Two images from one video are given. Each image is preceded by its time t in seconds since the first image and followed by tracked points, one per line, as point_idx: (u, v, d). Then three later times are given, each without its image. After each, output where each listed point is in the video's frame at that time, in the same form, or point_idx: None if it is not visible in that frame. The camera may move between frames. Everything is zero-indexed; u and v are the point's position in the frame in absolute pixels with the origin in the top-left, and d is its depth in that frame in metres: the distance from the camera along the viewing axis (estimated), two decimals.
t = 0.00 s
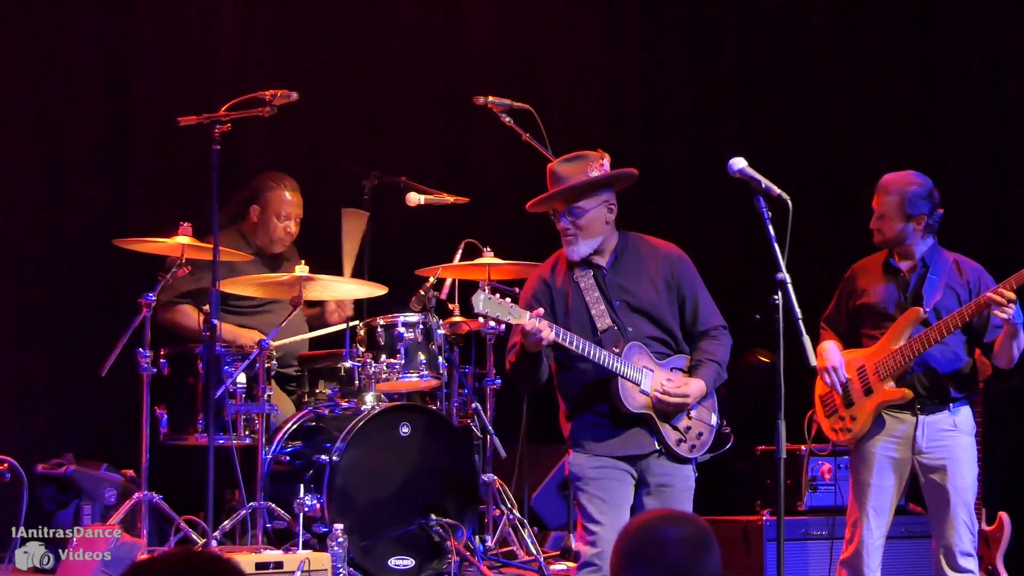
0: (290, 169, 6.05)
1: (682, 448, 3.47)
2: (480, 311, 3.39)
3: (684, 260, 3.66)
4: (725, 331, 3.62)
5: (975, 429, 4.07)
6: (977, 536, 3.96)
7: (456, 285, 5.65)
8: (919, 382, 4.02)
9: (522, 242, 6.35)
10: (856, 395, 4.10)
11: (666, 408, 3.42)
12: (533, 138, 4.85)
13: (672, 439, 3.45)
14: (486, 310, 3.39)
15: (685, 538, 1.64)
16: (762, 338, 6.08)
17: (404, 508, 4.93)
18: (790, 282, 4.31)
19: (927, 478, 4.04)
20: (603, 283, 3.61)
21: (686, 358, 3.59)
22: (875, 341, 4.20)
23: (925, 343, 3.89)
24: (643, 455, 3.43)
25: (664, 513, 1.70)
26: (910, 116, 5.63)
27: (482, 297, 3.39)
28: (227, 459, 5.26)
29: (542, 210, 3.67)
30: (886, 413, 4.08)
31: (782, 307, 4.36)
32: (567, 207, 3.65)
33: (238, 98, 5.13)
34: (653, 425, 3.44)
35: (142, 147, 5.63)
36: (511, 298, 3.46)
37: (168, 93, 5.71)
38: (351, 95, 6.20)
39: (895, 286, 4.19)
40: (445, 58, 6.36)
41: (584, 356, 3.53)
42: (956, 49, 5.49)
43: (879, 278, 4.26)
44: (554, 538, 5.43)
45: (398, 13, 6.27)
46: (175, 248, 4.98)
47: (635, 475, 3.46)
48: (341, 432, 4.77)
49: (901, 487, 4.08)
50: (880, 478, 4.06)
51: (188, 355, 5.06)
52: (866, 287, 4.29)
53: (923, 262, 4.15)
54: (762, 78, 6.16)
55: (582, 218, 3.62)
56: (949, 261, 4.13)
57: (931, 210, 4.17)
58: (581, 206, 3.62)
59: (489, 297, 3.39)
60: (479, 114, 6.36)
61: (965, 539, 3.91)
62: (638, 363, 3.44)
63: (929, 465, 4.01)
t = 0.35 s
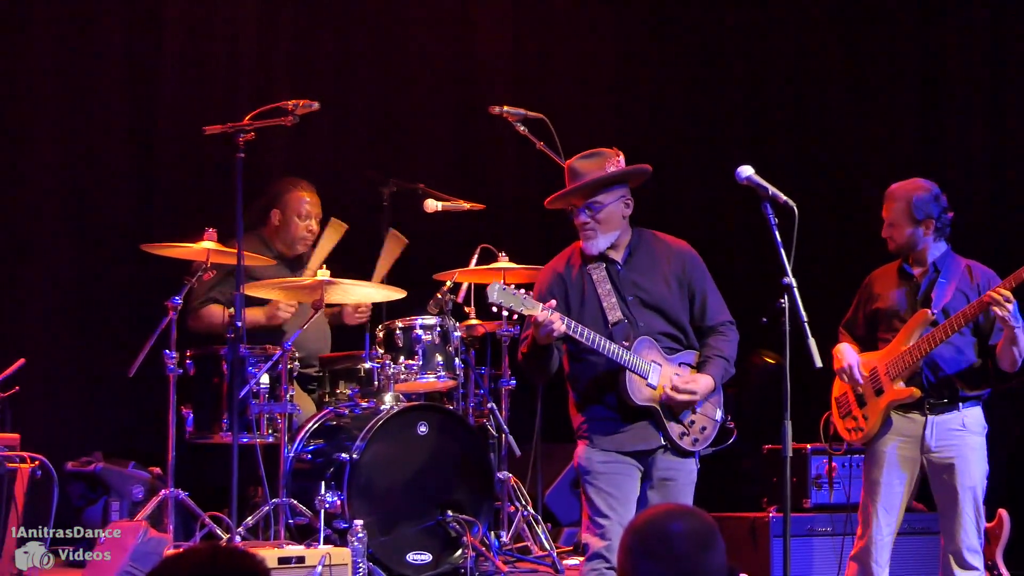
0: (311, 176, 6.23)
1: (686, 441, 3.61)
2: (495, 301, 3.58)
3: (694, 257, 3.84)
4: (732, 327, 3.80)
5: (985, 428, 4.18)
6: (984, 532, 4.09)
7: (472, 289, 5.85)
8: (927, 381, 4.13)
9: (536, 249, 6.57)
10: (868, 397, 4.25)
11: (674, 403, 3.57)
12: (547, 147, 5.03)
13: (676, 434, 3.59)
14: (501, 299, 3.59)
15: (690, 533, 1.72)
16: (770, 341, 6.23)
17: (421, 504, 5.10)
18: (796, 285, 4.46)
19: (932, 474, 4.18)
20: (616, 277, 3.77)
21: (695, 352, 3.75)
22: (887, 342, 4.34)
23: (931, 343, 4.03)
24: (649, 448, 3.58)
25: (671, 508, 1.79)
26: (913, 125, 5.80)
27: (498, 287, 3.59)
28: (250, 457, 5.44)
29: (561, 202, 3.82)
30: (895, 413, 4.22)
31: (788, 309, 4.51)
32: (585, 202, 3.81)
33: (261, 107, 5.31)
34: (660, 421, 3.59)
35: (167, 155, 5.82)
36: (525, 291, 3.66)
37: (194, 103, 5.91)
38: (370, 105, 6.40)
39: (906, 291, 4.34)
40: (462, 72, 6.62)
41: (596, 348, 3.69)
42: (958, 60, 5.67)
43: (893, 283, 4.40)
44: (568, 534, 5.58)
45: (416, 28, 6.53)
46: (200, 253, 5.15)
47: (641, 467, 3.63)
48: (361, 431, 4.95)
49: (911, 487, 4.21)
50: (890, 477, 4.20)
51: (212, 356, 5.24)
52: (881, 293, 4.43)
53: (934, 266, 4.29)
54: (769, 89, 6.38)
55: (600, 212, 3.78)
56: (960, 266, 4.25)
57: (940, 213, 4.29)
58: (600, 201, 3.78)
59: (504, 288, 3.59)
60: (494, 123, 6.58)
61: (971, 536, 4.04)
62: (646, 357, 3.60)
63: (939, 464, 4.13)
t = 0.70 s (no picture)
0: (326, 180, 6.40)
1: (690, 445, 3.76)
2: (503, 313, 3.69)
3: (698, 267, 3.98)
4: (735, 335, 3.94)
5: (981, 427, 4.28)
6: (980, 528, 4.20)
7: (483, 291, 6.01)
8: (919, 379, 4.25)
9: (545, 251, 6.74)
10: (866, 395, 4.40)
11: (679, 410, 3.72)
12: (556, 153, 5.18)
13: (681, 438, 3.75)
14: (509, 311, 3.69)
15: (695, 530, 1.87)
16: (773, 341, 6.38)
17: (433, 501, 5.25)
18: (797, 287, 4.59)
19: (930, 471, 4.27)
20: (622, 287, 3.93)
21: (698, 360, 3.91)
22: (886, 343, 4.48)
23: (923, 342, 4.12)
24: (654, 451, 3.73)
25: (677, 506, 1.94)
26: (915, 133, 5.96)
27: (505, 299, 3.70)
28: (267, 454, 5.60)
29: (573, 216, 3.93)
30: (896, 411, 4.34)
31: (790, 309, 4.64)
32: (597, 215, 3.93)
33: (278, 115, 5.46)
34: (664, 425, 3.74)
35: (187, 161, 5.99)
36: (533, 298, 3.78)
37: (212, 111, 6.09)
38: (383, 112, 6.56)
39: (906, 292, 4.48)
40: (473, 79, 6.77)
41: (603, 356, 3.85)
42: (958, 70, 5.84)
43: (895, 286, 4.55)
44: (575, 528, 5.75)
45: (430, 36, 6.69)
46: (218, 255, 5.31)
47: (646, 468, 3.77)
48: (374, 428, 5.11)
49: (907, 482, 4.34)
50: (885, 473, 4.34)
51: (231, 355, 5.39)
52: (884, 295, 4.58)
53: (931, 267, 4.40)
54: (773, 96, 6.57)
55: (612, 225, 3.92)
56: (958, 267, 4.34)
57: (933, 211, 4.40)
58: (611, 214, 3.91)
59: (511, 300, 3.70)
60: (505, 130, 6.74)
61: (967, 531, 4.16)
62: (651, 365, 3.77)
63: (936, 460, 4.23)
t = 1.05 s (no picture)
0: (339, 181, 6.59)
1: (692, 434, 3.93)
2: (515, 301, 3.82)
3: (704, 259, 4.14)
4: (739, 324, 4.11)
5: (968, 420, 4.44)
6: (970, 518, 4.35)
7: (492, 288, 6.18)
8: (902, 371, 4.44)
9: (553, 249, 6.92)
10: (856, 387, 4.62)
11: (680, 393, 3.87)
12: (563, 155, 5.34)
13: (683, 426, 3.91)
14: (521, 299, 3.83)
15: (696, 519, 1.97)
16: (774, 337, 6.55)
17: (444, 492, 5.40)
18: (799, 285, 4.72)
19: (915, 463, 4.47)
20: (631, 277, 4.08)
21: (703, 349, 4.08)
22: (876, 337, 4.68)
23: (903, 334, 4.36)
24: (659, 439, 3.89)
25: (677, 497, 2.03)
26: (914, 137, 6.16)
27: (518, 289, 3.82)
28: (283, 447, 5.79)
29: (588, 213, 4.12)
30: (881, 405, 4.55)
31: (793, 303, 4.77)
32: (612, 209, 4.11)
33: (294, 117, 5.61)
34: (668, 414, 3.90)
35: (205, 163, 6.19)
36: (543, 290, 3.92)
37: (229, 115, 6.29)
38: (395, 114, 6.74)
39: (895, 288, 4.69)
40: (482, 81, 6.93)
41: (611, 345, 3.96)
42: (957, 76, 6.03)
43: (885, 283, 4.75)
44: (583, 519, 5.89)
45: (441, 41, 6.86)
46: (236, 255, 5.46)
47: (650, 458, 3.95)
48: (387, 422, 5.27)
49: (897, 473, 4.55)
50: (876, 464, 4.55)
51: (248, 352, 5.56)
52: (875, 292, 4.79)
53: (920, 262, 4.57)
54: (775, 99, 6.74)
55: (627, 219, 4.09)
56: (945, 262, 4.47)
57: (921, 208, 4.58)
58: (626, 208, 4.10)
59: (524, 289, 3.83)
60: (514, 131, 6.91)
61: (956, 521, 4.32)
62: (656, 354, 3.90)
63: (924, 453, 4.41)
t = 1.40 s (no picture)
0: (356, 179, 6.78)
1: (706, 429, 4.18)
2: (535, 308, 4.01)
3: (713, 260, 4.38)
4: (747, 322, 4.36)
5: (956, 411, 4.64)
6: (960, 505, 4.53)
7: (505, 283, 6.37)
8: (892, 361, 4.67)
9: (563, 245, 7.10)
10: (847, 380, 4.85)
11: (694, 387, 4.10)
12: (573, 154, 5.51)
13: (698, 421, 4.15)
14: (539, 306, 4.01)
15: (704, 506, 2.13)
16: (779, 331, 6.72)
17: (458, 482, 5.57)
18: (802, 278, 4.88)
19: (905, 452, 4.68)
20: (642, 280, 4.30)
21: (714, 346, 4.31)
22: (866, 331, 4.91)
23: (891, 326, 4.60)
24: (673, 433, 4.13)
25: (688, 484, 2.20)
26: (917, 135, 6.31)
27: (537, 296, 4.00)
28: (302, 437, 5.98)
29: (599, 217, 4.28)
30: (871, 395, 4.80)
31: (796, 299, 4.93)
32: (623, 214, 4.29)
33: (311, 117, 5.77)
34: (682, 409, 4.13)
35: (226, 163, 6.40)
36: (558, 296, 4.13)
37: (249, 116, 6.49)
38: (410, 115, 6.94)
39: (884, 285, 4.96)
40: (495, 82, 7.13)
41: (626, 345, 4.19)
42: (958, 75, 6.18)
43: (875, 281, 5.02)
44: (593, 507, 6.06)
45: (454, 43, 7.05)
46: (256, 250, 5.63)
47: (664, 451, 4.17)
48: (403, 413, 5.43)
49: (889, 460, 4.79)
50: (869, 454, 4.78)
51: (268, 345, 5.74)
52: (865, 290, 5.06)
53: (904, 258, 4.83)
54: (780, 99, 6.91)
55: (637, 223, 4.29)
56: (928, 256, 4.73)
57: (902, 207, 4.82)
58: (636, 213, 4.29)
59: (542, 296, 4.01)
60: (525, 131, 7.10)
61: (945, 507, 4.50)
62: (669, 352, 4.12)
63: (915, 442, 4.60)
